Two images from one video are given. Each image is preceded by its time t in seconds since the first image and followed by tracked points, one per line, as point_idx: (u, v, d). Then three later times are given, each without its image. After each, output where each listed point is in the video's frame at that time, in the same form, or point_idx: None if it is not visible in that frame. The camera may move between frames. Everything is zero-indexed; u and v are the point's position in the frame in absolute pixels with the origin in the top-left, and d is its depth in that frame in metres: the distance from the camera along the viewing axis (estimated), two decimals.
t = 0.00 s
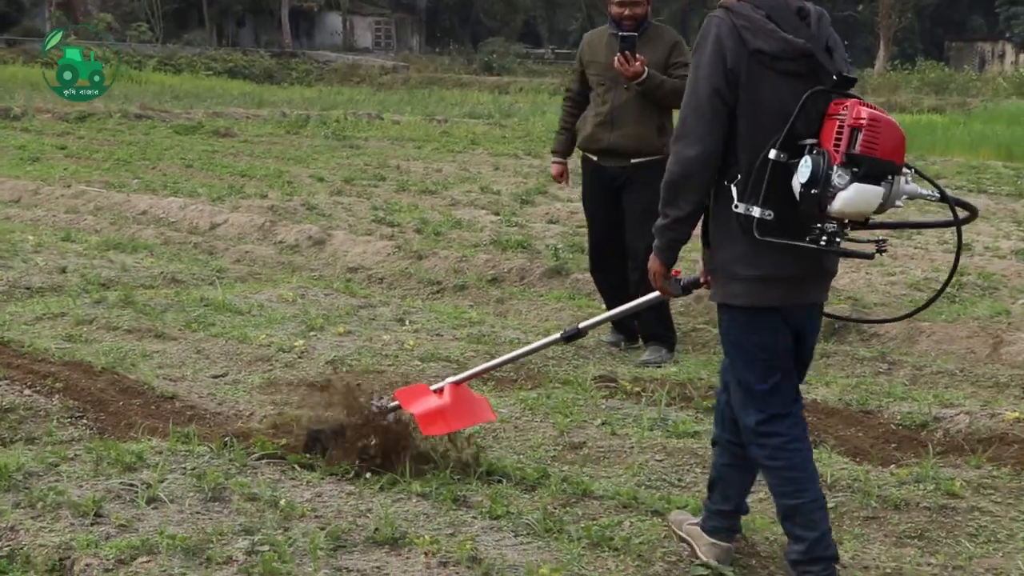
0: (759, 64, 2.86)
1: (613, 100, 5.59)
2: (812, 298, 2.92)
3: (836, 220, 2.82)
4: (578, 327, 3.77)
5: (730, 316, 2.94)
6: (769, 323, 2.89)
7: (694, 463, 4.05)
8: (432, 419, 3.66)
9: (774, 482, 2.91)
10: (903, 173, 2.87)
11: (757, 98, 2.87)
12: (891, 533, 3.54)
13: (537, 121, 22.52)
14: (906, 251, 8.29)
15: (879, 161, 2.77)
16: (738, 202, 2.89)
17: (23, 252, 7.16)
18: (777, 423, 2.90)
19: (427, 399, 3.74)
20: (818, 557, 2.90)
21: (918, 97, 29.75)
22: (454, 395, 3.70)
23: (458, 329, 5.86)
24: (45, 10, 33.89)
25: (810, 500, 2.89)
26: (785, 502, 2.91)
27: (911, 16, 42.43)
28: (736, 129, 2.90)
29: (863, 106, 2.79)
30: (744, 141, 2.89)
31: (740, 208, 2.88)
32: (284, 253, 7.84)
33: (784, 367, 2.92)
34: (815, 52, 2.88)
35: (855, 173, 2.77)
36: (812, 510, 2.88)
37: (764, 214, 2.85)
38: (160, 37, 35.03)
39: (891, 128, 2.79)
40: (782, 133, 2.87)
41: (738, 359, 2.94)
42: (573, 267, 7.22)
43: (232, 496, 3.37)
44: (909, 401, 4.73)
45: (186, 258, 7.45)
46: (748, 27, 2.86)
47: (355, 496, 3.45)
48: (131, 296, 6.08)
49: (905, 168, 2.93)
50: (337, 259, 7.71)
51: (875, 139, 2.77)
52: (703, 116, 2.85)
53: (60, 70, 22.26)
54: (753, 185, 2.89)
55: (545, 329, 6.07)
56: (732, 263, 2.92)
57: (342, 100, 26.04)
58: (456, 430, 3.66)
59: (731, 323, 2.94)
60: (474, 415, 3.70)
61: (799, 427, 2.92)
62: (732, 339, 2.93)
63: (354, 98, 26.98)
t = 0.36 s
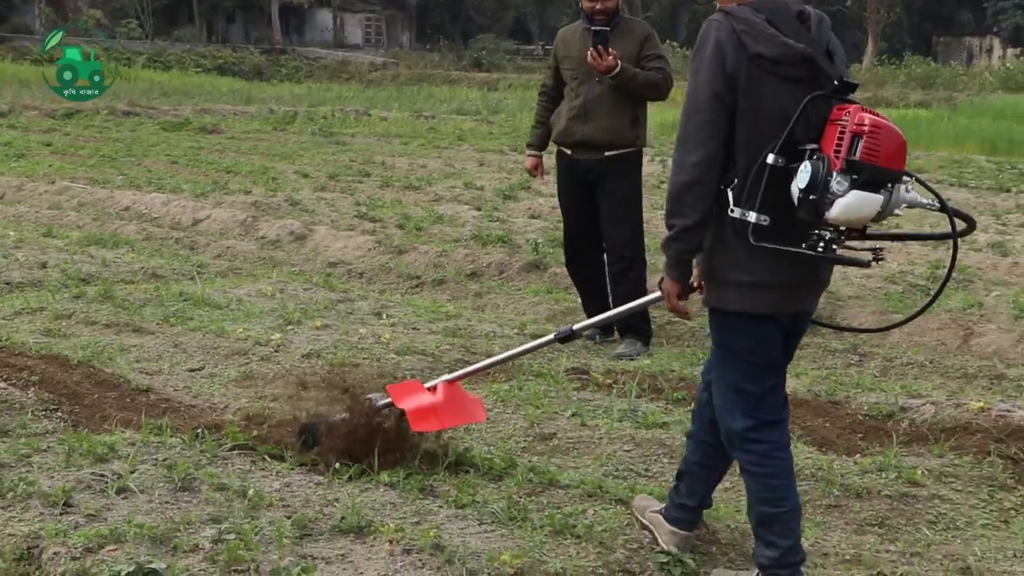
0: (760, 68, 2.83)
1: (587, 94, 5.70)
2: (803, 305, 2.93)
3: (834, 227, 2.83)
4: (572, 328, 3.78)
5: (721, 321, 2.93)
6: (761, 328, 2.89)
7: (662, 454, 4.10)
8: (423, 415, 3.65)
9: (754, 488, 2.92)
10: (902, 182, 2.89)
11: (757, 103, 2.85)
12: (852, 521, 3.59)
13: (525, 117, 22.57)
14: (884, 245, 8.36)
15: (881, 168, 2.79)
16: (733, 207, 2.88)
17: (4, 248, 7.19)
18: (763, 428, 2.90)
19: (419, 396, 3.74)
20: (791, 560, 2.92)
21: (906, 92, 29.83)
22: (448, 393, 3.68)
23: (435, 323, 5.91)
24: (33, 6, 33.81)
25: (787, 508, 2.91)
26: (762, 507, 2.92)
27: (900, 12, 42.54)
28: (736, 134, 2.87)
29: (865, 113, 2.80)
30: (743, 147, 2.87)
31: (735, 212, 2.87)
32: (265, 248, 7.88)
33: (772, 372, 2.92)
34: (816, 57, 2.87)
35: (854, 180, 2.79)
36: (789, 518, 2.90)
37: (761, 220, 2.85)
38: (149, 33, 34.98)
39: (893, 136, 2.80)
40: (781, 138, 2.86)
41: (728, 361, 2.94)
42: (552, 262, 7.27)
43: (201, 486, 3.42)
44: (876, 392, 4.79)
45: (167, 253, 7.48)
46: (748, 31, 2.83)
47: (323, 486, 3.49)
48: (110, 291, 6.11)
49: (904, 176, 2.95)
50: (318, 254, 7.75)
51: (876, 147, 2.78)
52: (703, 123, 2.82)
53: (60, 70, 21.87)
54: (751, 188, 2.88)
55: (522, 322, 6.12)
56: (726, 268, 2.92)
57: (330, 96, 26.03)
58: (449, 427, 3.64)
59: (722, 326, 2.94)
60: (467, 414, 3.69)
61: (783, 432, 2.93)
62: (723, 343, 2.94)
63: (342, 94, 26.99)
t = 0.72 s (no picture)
0: (743, 66, 2.83)
1: (564, 88, 5.74)
2: (785, 300, 2.94)
3: (822, 223, 2.82)
4: (564, 320, 3.83)
5: (701, 314, 2.94)
6: (740, 323, 2.90)
7: (634, 445, 4.14)
8: (419, 412, 3.68)
9: (725, 480, 2.94)
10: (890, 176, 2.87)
11: (742, 99, 2.85)
12: (818, 510, 3.63)
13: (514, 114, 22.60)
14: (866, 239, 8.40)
15: (867, 164, 2.78)
16: (721, 204, 2.89)
17: None
18: (737, 421, 2.93)
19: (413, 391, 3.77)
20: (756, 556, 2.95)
21: (895, 88, 29.88)
22: (442, 388, 3.71)
23: (414, 317, 5.95)
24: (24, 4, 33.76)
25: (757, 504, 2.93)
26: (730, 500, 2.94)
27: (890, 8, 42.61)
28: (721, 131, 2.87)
29: (851, 108, 2.79)
30: (729, 143, 2.87)
31: (723, 209, 2.88)
32: (248, 244, 7.92)
33: (750, 366, 2.93)
34: (799, 52, 2.87)
35: (841, 177, 2.78)
36: (758, 512, 2.92)
37: (747, 216, 2.86)
38: (140, 30, 34.94)
39: (879, 131, 2.80)
40: (766, 134, 2.86)
41: (707, 353, 2.95)
42: (533, 257, 7.31)
43: (174, 478, 3.46)
44: (849, 384, 4.84)
45: (150, 249, 7.52)
46: (731, 29, 2.83)
47: (295, 478, 3.54)
48: (92, 287, 6.15)
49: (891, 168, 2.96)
50: (301, 250, 7.79)
51: (862, 143, 2.77)
52: (687, 122, 2.82)
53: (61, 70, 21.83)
54: (737, 186, 2.88)
55: (501, 317, 6.16)
56: (708, 263, 2.92)
57: (321, 93, 26.04)
58: (444, 423, 3.67)
59: (701, 318, 2.95)
60: (461, 409, 3.72)
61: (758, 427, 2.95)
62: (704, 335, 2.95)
63: (333, 91, 27.00)
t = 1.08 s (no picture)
0: (732, 67, 2.85)
1: (545, 86, 5.79)
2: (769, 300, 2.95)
3: (797, 227, 2.84)
4: (561, 318, 3.92)
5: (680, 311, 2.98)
6: (716, 321, 2.93)
7: (609, 438, 4.17)
8: (415, 409, 3.78)
9: (694, 476, 2.98)
10: (868, 181, 2.89)
11: (729, 100, 2.86)
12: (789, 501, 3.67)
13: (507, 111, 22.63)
14: (851, 234, 8.43)
15: (842, 170, 2.79)
16: (703, 202, 2.90)
17: None
18: (707, 419, 2.97)
19: (410, 387, 3.85)
20: (721, 551, 2.97)
21: (889, 84, 29.88)
22: (439, 386, 3.82)
23: (397, 314, 5.99)
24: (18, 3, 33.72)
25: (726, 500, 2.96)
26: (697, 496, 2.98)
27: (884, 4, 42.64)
28: (707, 131, 2.89)
29: (830, 115, 2.80)
30: (713, 143, 2.89)
31: (704, 208, 2.89)
32: (234, 241, 7.94)
33: (723, 365, 2.97)
34: (788, 55, 2.89)
35: (816, 182, 2.80)
36: (724, 509, 2.95)
37: (729, 216, 2.88)
38: (134, 29, 34.89)
39: (855, 138, 2.79)
40: (750, 135, 2.88)
41: (683, 350, 3.00)
42: (518, 253, 7.35)
43: (150, 471, 3.48)
44: (825, 377, 4.87)
45: (137, 246, 7.55)
46: (721, 30, 2.85)
47: (270, 471, 3.57)
48: (76, 284, 6.17)
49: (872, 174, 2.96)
50: (287, 247, 7.82)
51: (838, 149, 2.77)
52: (673, 121, 2.84)
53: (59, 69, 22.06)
54: (720, 185, 2.90)
55: (484, 312, 6.20)
56: (689, 261, 2.95)
57: (314, 91, 26.04)
58: (439, 420, 3.78)
59: (679, 316, 2.99)
60: (457, 408, 3.83)
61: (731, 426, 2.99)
62: (681, 332, 2.99)
63: (327, 89, 26.99)
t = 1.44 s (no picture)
0: (731, 62, 2.80)
1: (528, 84, 5.85)
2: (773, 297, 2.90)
3: (796, 221, 2.79)
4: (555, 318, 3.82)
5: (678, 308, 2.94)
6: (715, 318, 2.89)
7: (589, 432, 4.20)
8: (411, 409, 3.66)
9: (669, 470, 2.98)
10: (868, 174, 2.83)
11: (729, 95, 2.81)
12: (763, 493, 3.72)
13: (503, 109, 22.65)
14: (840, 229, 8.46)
15: (840, 163, 2.73)
16: (704, 198, 2.87)
17: None
18: (689, 418, 2.95)
19: (406, 388, 3.73)
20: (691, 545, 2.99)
21: (886, 81, 29.90)
22: (436, 385, 3.69)
23: (383, 310, 6.02)
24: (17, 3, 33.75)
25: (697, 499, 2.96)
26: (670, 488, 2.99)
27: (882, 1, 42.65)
28: (707, 127, 2.85)
29: (826, 107, 2.74)
30: (712, 138, 2.84)
31: (706, 204, 2.86)
32: (225, 239, 7.98)
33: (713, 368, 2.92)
34: (788, 50, 2.84)
35: (814, 175, 2.74)
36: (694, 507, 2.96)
37: (731, 211, 2.83)
38: (133, 28, 34.90)
39: (853, 130, 2.74)
40: (750, 130, 2.83)
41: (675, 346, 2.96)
42: (506, 250, 7.38)
43: (129, 465, 3.52)
44: (805, 370, 4.90)
45: (127, 244, 7.59)
46: (719, 24, 2.80)
47: (250, 464, 3.61)
48: (65, 282, 6.20)
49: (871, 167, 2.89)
50: (278, 244, 7.86)
51: (836, 142, 2.72)
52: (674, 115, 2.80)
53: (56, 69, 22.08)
54: (721, 181, 2.86)
55: (470, 309, 6.23)
56: (691, 258, 2.91)
57: (311, 90, 26.06)
58: (437, 419, 3.65)
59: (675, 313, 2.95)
60: (455, 407, 3.69)
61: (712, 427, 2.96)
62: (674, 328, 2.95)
63: (326, 88, 27.02)
